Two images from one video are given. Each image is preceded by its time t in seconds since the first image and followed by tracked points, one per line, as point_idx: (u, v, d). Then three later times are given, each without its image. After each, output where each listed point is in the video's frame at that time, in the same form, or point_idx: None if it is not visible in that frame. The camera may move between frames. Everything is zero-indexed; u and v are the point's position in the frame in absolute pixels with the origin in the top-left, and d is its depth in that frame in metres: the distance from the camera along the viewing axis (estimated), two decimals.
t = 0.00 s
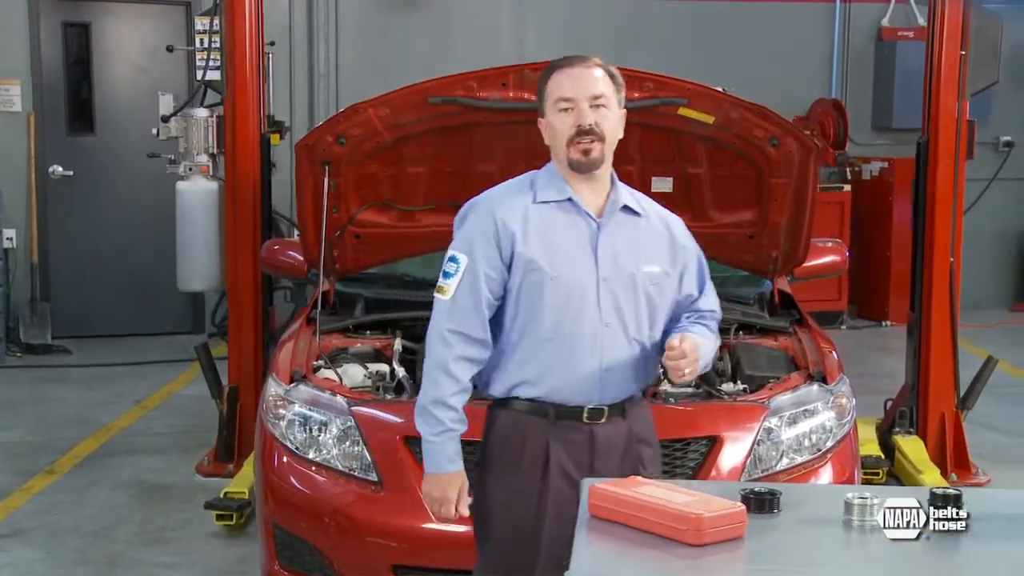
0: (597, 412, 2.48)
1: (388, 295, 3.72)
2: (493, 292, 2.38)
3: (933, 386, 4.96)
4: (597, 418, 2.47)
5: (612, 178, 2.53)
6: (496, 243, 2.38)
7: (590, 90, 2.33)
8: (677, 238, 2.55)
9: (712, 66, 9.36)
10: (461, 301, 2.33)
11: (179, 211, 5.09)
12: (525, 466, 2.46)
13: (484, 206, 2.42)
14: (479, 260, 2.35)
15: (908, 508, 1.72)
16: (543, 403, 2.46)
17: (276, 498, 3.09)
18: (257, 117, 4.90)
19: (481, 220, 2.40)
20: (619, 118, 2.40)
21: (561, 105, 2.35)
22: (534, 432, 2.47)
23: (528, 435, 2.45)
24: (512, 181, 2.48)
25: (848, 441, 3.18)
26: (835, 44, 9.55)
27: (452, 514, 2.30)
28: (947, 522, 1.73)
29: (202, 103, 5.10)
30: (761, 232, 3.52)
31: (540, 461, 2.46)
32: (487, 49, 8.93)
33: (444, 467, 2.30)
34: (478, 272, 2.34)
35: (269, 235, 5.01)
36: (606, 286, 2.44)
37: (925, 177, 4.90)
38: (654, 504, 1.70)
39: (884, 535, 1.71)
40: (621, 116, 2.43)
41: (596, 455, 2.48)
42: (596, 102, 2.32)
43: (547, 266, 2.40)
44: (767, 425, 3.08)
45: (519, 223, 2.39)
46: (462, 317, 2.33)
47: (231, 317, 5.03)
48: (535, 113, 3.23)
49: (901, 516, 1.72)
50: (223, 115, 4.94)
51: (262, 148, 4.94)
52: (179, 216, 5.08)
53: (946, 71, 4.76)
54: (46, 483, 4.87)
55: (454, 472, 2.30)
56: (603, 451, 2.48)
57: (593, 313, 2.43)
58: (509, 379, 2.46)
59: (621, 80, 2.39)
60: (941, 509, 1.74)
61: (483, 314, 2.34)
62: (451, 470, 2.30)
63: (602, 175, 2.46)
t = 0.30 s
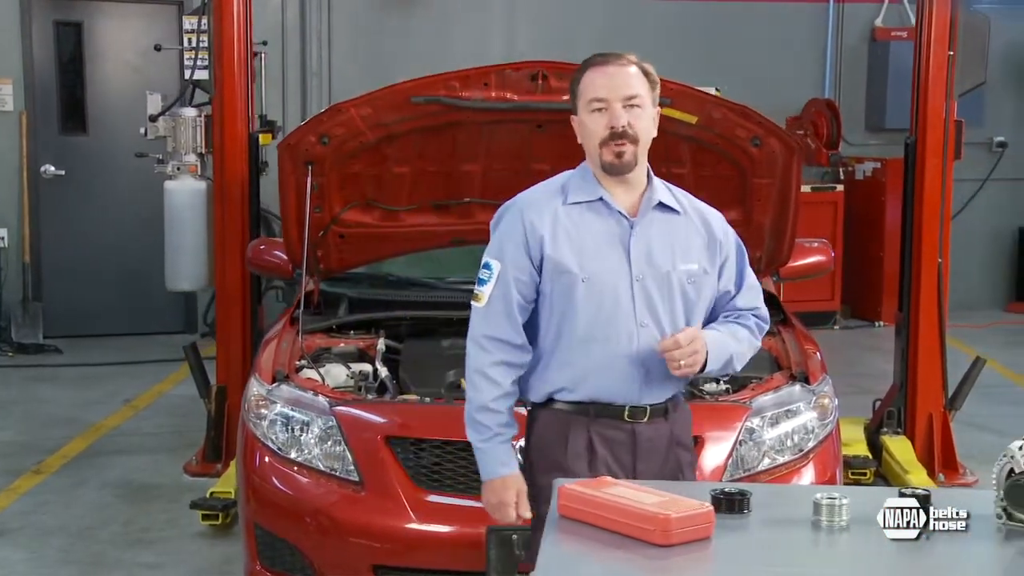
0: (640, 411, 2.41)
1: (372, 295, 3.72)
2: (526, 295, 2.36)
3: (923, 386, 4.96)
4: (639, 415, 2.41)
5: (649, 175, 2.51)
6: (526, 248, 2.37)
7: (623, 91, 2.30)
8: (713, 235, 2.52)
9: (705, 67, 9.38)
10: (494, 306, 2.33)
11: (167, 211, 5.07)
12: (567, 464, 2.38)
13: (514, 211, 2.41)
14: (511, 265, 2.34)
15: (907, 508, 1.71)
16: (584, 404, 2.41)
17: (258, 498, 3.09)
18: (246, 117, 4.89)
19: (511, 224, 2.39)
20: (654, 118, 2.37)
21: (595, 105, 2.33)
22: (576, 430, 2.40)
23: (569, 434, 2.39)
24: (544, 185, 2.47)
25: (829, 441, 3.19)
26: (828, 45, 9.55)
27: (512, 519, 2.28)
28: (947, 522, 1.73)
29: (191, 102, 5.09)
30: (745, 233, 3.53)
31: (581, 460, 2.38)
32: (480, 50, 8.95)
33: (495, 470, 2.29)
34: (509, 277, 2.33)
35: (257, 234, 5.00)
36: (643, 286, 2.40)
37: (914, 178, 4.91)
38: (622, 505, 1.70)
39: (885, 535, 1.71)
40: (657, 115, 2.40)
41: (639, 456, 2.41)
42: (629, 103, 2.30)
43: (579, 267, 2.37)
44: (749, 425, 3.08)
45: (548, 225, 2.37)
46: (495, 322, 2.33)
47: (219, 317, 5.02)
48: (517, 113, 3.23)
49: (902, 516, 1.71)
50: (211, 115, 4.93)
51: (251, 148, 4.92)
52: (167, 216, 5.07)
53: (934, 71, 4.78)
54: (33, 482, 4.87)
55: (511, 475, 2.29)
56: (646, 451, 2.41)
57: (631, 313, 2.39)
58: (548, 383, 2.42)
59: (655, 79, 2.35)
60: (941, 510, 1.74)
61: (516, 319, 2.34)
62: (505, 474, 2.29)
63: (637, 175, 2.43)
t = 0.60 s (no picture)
0: (654, 420, 2.33)
1: (356, 295, 3.71)
2: (539, 302, 2.28)
3: (910, 385, 4.96)
4: (653, 424, 2.33)
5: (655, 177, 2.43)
6: (540, 253, 2.28)
7: (633, 97, 2.20)
8: (723, 238, 2.46)
9: (697, 66, 9.39)
10: (509, 315, 2.25)
11: (155, 210, 5.06)
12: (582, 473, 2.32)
13: (524, 215, 2.31)
14: (525, 272, 2.26)
15: (909, 509, 1.71)
16: (600, 414, 2.32)
17: (239, 499, 3.08)
18: (233, 117, 4.89)
19: (523, 229, 2.29)
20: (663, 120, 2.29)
21: (605, 112, 2.23)
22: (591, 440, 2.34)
23: (584, 443, 2.32)
24: (553, 187, 2.37)
25: (811, 441, 3.18)
26: (821, 44, 9.56)
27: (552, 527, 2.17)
28: (948, 522, 1.71)
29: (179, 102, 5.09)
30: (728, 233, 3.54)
31: (596, 469, 2.32)
32: (472, 50, 8.95)
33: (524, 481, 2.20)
34: (523, 284, 2.25)
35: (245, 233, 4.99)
36: (658, 291, 2.33)
37: (901, 178, 4.91)
38: (591, 506, 1.69)
39: (885, 534, 1.71)
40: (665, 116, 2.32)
41: (654, 464, 2.35)
42: (640, 109, 2.20)
43: (594, 273, 2.29)
44: (730, 425, 3.07)
45: (561, 230, 2.29)
46: (510, 331, 2.26)
47: (207, 316, 5.00)
48: (499, 113, 3.22)
49: (902, 517, 1.71)
50: (199, 116, 4.93)
51: (238, 148, 4.93)
52: (155, 215, 5.06)
53: (921, 72, 4.77)
54: (19, 483, 4.87)
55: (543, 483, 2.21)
56: (660, 460, 2.35)
57: (647, 320, 2.31)
58: (561, 394, 2.34)
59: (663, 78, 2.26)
60: (940, 511, 1.73)
61: (532, 328, 2.26)
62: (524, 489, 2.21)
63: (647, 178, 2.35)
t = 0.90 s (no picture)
0: (666, 437, 2.37)
1: (340, 295, 3.70)
2: (554, 319, 2.25)
3: (898, 386, 4.97)
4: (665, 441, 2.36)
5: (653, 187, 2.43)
6: (553, 269, 2.25)
7: (644, 112, 2.18)
8: (723, 248, 2.50)
9: (688, 66, 9.39)
10: (522, 334, 2.22)
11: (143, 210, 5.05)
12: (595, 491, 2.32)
13: (532, 230, 2.27)
14: (540, 288, 2.23)
15: (908, 509, 1.68)
16: (614, 433, 2.33)
17: (220, 500, 3.08)
18: (221, 117, 4.89)
19: (533, 244, 2.25)
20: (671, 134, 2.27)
21: (613, 125, 2.21)
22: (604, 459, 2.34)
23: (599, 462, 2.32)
24: (555, 200, 2.34)
25: (793, 442, 3.19)
26: (813, 45, 9.56)
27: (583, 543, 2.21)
28: (948, 522, 1.68)
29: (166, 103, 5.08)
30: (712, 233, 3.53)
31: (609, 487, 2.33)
32: (464, 50, 8.95)
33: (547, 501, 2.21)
34: (538, 301, 2.22)
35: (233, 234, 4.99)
36: (672, 304, 2.33)
37: (889, 178, 4.91)
38: (561, 508, 1.69)
39: (886, 535, 1.69)
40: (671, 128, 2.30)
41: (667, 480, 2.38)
42: (650, 125, 2.18)
43: (609, 288, 2.28)
44: (712, 426, 3.06)
45: (573, 245, 2.26)
46: (526, 349, 2.22)
47: (195, 316, 5.00)
48: (482, 114, 3.22)
49: (901, 517, 1.68)
50: (186, 117, 4.93)
51: (225, 148, 4.92)
52: (141, 215, 5.05)
53: (908, 73, 4.78)
54: (6, 484, 4.86)
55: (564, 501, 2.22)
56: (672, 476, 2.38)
57: (661, 335, 2.32)
58: (574, 412, 2.33)
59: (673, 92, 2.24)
60: (942, 509, 1.70)
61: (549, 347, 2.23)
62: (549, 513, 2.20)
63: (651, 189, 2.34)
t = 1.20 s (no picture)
0: (668, 447, 2.32)
1: (326, 296, 3.70)
2: (555, 328, 2.21)
3: (887, 387, 4.97)
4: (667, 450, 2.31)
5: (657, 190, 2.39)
6: (555, 277, 2.21)
7: (648, 110, 2.16)
8: (729, 251, 2.46)
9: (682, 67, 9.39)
10: (521, 343, 2.18)
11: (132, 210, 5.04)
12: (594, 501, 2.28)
13: (532, 237, 2.23)
14: (540, 297, 2.19)
15: (908, 509, 1.66)
16: (618, 445, 2.28)
17: (204, 501, 3.07)
18: (210, 116, 4.88)
19: (534, 251, 2.21)
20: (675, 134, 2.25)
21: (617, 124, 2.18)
22: (604, 467, 2.30)
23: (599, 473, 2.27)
24: (556, 205, 2.31)
25: (778, 443, 3.19)
26: (807, 45, 9.56)
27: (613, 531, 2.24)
28: (948, 522, 1.66)
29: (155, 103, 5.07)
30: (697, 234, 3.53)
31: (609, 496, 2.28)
32: (457, 50, 8.95)
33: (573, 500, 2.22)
34: (538, 310, 2.18)
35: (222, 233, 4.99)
36: (677, 312, 2.29)
37: (878, 178, 4.92)
38: (534, 509, 1.69)
39: (886, 535, 1.68)
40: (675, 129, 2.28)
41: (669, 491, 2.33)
42: (655, 123, 2.16)
43: (613, 296, 2.23)
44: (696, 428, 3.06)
45: (575, 252, 2.22)
46: (527, 359, 2.18)
47: (184, 316, 4.99)
48: (467, 114, 3.21)
49: (901, 517, 1.66)
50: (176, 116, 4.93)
51: (214, 148, 4.92)
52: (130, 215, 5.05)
53: (898, 74, 4.78)
54: None
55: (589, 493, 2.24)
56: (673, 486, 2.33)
57: (666, 343, 2.27)
58: (578, 424, 2.29)
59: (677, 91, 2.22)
60: (941, 509, 1.67)
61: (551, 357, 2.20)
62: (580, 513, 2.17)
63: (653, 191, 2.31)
